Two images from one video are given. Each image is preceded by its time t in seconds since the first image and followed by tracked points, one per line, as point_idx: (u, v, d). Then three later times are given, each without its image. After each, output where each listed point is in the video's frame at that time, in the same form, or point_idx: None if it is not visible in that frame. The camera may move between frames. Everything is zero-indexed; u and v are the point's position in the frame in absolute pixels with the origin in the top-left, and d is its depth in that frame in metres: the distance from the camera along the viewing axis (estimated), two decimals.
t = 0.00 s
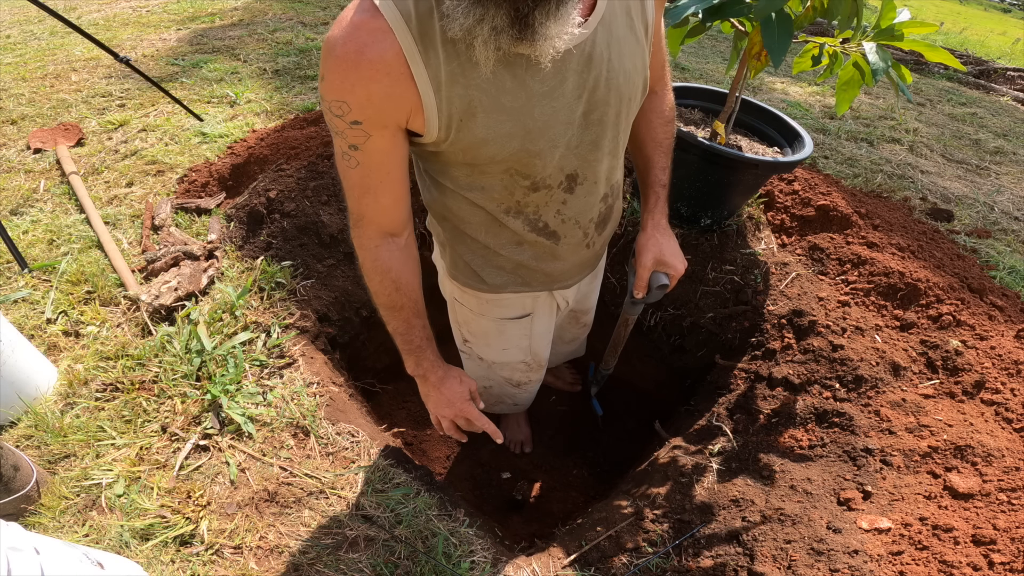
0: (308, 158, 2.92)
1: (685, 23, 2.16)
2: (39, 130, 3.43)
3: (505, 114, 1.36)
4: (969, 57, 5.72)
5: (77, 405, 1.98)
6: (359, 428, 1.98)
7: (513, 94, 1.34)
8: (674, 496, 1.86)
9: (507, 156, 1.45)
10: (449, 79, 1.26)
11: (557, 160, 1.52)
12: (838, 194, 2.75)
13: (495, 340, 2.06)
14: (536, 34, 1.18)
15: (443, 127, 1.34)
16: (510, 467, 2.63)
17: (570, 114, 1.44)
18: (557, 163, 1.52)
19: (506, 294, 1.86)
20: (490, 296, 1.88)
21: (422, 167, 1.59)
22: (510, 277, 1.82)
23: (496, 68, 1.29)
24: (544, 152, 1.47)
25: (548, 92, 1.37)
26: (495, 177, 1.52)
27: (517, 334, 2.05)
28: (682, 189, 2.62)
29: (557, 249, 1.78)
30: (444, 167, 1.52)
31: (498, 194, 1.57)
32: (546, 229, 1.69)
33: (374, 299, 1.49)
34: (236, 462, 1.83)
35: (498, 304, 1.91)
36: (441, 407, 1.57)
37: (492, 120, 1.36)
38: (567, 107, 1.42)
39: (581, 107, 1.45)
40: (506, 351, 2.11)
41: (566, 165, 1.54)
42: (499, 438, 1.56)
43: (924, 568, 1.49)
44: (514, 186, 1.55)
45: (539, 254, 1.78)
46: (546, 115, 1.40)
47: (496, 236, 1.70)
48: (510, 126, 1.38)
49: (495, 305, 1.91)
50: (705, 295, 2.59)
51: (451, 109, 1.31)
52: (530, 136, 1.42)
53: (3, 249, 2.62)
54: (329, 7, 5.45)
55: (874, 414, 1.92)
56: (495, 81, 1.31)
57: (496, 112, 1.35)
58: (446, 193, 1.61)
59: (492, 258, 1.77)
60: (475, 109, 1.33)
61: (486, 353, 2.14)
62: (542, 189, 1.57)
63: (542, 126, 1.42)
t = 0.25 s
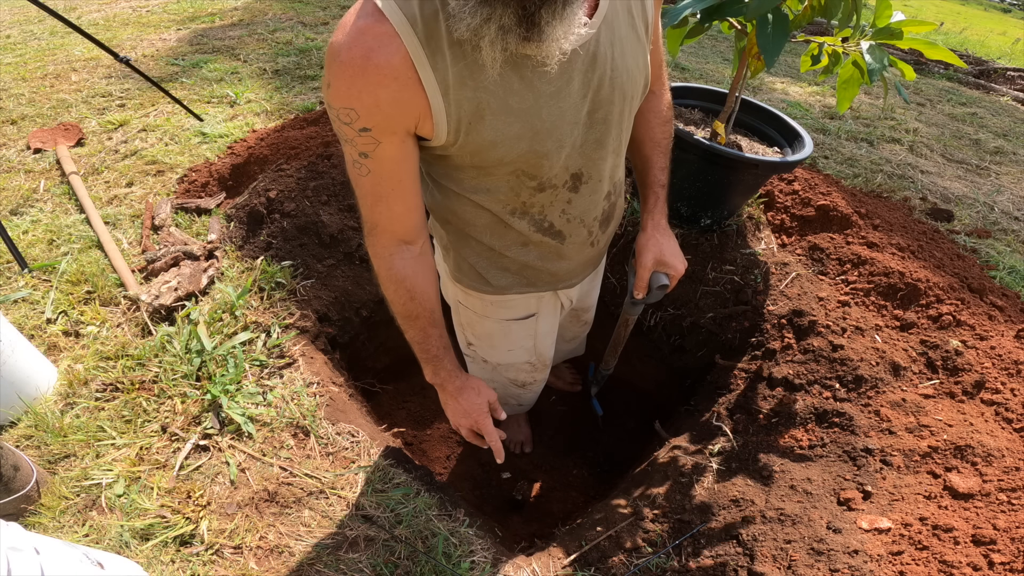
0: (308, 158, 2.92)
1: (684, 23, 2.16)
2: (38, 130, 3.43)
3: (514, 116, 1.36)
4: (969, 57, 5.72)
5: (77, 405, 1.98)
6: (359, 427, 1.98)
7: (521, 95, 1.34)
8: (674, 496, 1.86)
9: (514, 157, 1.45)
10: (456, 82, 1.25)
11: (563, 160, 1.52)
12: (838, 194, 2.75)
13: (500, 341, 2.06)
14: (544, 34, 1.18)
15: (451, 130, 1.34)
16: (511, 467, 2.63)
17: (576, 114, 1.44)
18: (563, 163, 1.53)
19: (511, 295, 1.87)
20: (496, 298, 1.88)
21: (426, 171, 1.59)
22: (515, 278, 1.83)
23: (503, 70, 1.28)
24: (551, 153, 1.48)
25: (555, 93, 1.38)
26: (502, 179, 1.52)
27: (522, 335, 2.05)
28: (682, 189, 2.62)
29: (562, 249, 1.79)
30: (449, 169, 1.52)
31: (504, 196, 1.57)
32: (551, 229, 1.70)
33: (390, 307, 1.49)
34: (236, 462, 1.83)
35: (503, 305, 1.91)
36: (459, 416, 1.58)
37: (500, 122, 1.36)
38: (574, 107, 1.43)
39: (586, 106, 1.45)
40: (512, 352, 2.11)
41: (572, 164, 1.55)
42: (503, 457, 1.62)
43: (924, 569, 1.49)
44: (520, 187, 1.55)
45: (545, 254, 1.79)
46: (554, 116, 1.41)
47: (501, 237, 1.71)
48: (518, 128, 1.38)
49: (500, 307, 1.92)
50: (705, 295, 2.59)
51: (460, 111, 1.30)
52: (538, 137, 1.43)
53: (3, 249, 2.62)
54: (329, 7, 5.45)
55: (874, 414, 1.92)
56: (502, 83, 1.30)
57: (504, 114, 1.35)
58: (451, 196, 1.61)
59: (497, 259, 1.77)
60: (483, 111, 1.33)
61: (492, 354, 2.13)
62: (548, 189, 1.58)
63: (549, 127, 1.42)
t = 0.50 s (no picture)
0: (307, 158, 2.92)
1: (685, 23, 2.16)
2: (38, 130, 3.43)
3: (520, 116, 1.36)
4: (969, 57, 5.72)
5: (77, 405, 1.98)
6: (359, 427, 1.98)
7: (526, 95, 1.34)
8: (674, 496, 1.86)
9: (519, 157, 1.45)
10: (462, 83, 1.25)
11: (567, 159, 1.53)
12: (838, 194, 2.75)
13: (502, 342, 2.06)
14: (547, 33, 1.18)
15: (458, 132, 1.33)
16: (511, 467, 2.62)
17: (580, 113, 1.45)
18: (566, 162, 1.53)
19: (515, 296, 1.87)
20: (498, 299, 1.88)
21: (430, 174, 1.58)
22: (518, 279, 1.83)
23: (507, 70, 1.28)
24: (557, 153, 1.48)
25: (559, 93, 1.38)
26: (507, 179, 1.52)
27: (524, 335, 2.05)
28: (682, 189, 2.62)
29: (566, 247, 1.79)
30: (453, 171, 1.52)
31: (508, 196, 1.58)
32: (555, 228, 1.71)
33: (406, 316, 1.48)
34: (236, 462, 1.83)
35: (506, 306, 1.91)
36: (476, 423, 1.57)
37: (505, 122, 1.36)
38: (578, 106, 1.43)
39: (589, 105, 1.46)
40: (513, 352, 2.11)
41: (574, 163, 1.56)
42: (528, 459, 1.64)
43: (923, 568, 1.49)
44: (525, 187, 1.56)
45: (548, 254, 1.79)
46: (559, 116, 1.41)
47: (505, 238, 1.71)
48: (524, 128, 1.38)
49: (502, 307, 1.92)
50: (705, 295, 2.58)
51: (466, 113, 1.30)
52: (543, 137, 1.43)
53: (3, 249, 2.62)
54: (329, 7, 5.45)
55: (874, 414, 1.92)
56: (507, 83, 1.30)
57: (510, 114, 1.35)
58: (455, 198, 1.61)
59: (501, 260, 1.77)
60: (489, 112, 1.33)
61: (494, 355, 2.13)
62: (552, 188, 1.59)
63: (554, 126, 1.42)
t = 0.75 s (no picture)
0: (307, 158, 2.92)
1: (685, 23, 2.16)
2: (38, 130, 3.43)
3: (522, 115, 1.36)
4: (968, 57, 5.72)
5: (76, 405, 1.98)
6: (359, 427, 1.98)
7: (528, 95, 1.35)
8: (674, 496, 1.86)
9: (522, 157, 1.45)
10: (464, 83, 1.25)
11: (568, 158, 1.53)
12: (838, 194, 2.75)
13: (506, 342, 2.06)
14: (547, 33, 1.18)
15: (461, 132, 1.33)
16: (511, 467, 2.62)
17: (581, 111, 1.45)
18: (568, 161, 1.54)
19: (519, 296, 1.87)
20: (502, 299, 1.88)
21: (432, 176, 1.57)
22: (522, 279, 1.83)
23: (509, 69, 1.29)
24: (559, 152, 1.48)
25: (560, 91, 1.38)
26: (509, 179, 1.52)
27: (528, 334, 2.05)
28: (681, 189, 2.61)
29: (568, 246, 1.79)
30: (455, 172, 1.51)
31: (511, 196, 1.58)
32: (557, 227, 1.71)
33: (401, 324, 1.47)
34: (236, 462, 1.83)
35: (510, 305, 1.91)
36: (474, 432, 1.59)
37: (508, 122, 1.36)
38: (578, 105, 1.43)
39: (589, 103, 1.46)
40: (518, 352, 2.11)
41: (576, 161, 1.56)
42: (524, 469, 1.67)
43: (924, 568, 1.49)
44: (527, 186, 1.56)
45: (551, 253, 1.79)
46: (560, 115, 1.41)
47: (508, 238, 1.71)
48: (526, 127, 1.38)
49: (506, 308, 1.92)
50: (705, 295, 2.58)
51: (470, 113, 1.30)
52: (545, 135, 1.43)
53: (3, 249, 2.62)
54: (329, 7, 5.45)
55: (874, 414, 1.92)
56: (509, 83, 1.30)
57: (513, 114, 1.35)
58: (458, 199, 1.60)
59: (504, 260, 1.77)
60: (492, 112, 1.33)
61: (498, 356, 2.13)
62: (554, 187, 1.59)
63: (556, 125, 1.42)
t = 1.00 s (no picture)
0: (307, 158, 2.92)
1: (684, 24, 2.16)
2: (39, 130, 3.43)
3: (525, 116, 1.36)
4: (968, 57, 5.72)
5: (76, 405, 1.98)
6: (359, 428, 1.98)
7: (530, 96, 1.34)
8: (674, 496, 1.86)
9: (524, 158, 1.45)
10: (466, 86, 1.25)
11: (569, 158, 1.53)
12: (838, 194, 2.75)
13: (508, 343, 2.06)
14: (552, 34, 1.19)
15: (464, 134, 1.33)
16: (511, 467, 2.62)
17: (583, 111, 1.45)
18: (570, 161, 1.54)
19: (520, 296, 1.87)
20: (504, 300, 1.88)
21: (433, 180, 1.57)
22: (524, 279, 1.83)
23: (511, 70, 1.28)
24: (561, 152, 1.48)
25: (562, 92, 1.38)
26: (511, 180, 1.52)
27: (530, 334, 2.05)
28: (681, 190, 2.62)
29: (570, 245, 1.79)
30: (457, 175, 1.51)
31: (513, 196, 1.58)
32: (559, 227, 1.71)
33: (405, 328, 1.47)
34: (236, 462, 1.83)
35: (512, 306, 1.91)
36: (477, 432, 1.59)
37: (511, 123, 1.36)
38: (580, 105, 1.44)
39: (590, 102, 1.47)
40: (520, 352, 2.11)
41: (577, 161, 1.56)
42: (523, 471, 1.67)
43: (923, 568, 1.49)
44: (529, 187, 1.56)
45: (554, 253, 1.79)
46: (563, 115, 1.41)
47: (510, 239, 1.71)
48: (529, 128, 1.38)
49: (508, 308, 1.92)
50: (705, 295, 2.58)
51: (473, 115, 1.30)
52: (548, 136, 1.43)
53: (3, 249, 2.62)
54: (329, 7, 5.45)
55: (874, 414, 1.92)
56: (511, 84, 1.30)
57: (516, 115, 1.35)
58: (460, 201, 1.60)
59: (506, 261, 1.77)
60: (495, 114, 1.33)
61: (500, 356, 2.13)
62: (556, 187, 1.59)
63: (558, 126, 1.42)
